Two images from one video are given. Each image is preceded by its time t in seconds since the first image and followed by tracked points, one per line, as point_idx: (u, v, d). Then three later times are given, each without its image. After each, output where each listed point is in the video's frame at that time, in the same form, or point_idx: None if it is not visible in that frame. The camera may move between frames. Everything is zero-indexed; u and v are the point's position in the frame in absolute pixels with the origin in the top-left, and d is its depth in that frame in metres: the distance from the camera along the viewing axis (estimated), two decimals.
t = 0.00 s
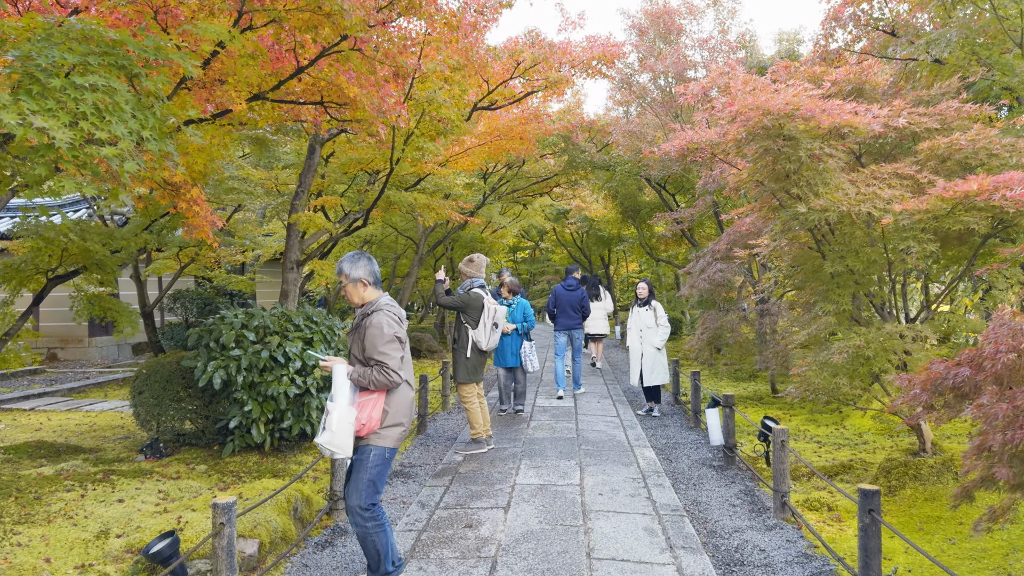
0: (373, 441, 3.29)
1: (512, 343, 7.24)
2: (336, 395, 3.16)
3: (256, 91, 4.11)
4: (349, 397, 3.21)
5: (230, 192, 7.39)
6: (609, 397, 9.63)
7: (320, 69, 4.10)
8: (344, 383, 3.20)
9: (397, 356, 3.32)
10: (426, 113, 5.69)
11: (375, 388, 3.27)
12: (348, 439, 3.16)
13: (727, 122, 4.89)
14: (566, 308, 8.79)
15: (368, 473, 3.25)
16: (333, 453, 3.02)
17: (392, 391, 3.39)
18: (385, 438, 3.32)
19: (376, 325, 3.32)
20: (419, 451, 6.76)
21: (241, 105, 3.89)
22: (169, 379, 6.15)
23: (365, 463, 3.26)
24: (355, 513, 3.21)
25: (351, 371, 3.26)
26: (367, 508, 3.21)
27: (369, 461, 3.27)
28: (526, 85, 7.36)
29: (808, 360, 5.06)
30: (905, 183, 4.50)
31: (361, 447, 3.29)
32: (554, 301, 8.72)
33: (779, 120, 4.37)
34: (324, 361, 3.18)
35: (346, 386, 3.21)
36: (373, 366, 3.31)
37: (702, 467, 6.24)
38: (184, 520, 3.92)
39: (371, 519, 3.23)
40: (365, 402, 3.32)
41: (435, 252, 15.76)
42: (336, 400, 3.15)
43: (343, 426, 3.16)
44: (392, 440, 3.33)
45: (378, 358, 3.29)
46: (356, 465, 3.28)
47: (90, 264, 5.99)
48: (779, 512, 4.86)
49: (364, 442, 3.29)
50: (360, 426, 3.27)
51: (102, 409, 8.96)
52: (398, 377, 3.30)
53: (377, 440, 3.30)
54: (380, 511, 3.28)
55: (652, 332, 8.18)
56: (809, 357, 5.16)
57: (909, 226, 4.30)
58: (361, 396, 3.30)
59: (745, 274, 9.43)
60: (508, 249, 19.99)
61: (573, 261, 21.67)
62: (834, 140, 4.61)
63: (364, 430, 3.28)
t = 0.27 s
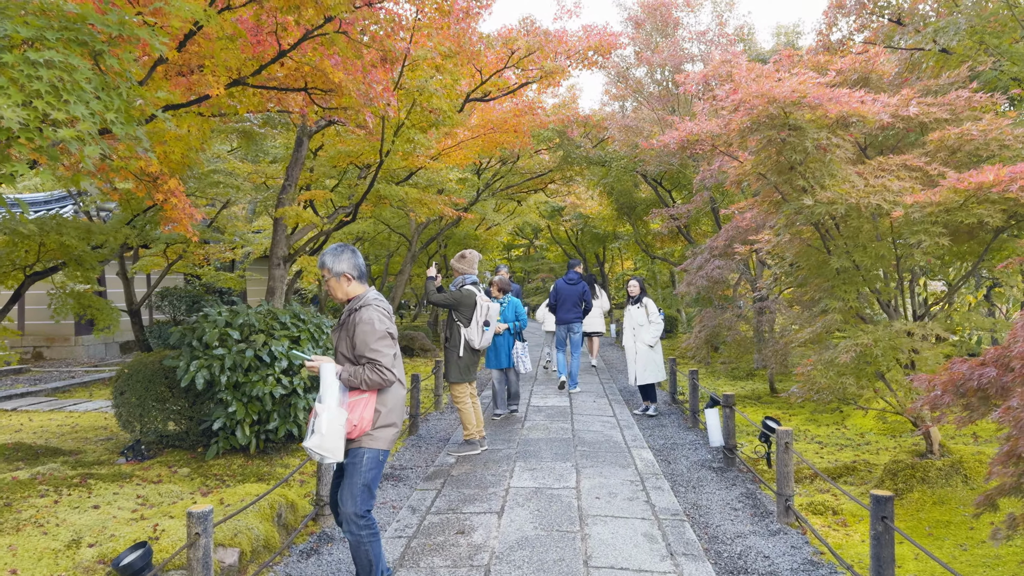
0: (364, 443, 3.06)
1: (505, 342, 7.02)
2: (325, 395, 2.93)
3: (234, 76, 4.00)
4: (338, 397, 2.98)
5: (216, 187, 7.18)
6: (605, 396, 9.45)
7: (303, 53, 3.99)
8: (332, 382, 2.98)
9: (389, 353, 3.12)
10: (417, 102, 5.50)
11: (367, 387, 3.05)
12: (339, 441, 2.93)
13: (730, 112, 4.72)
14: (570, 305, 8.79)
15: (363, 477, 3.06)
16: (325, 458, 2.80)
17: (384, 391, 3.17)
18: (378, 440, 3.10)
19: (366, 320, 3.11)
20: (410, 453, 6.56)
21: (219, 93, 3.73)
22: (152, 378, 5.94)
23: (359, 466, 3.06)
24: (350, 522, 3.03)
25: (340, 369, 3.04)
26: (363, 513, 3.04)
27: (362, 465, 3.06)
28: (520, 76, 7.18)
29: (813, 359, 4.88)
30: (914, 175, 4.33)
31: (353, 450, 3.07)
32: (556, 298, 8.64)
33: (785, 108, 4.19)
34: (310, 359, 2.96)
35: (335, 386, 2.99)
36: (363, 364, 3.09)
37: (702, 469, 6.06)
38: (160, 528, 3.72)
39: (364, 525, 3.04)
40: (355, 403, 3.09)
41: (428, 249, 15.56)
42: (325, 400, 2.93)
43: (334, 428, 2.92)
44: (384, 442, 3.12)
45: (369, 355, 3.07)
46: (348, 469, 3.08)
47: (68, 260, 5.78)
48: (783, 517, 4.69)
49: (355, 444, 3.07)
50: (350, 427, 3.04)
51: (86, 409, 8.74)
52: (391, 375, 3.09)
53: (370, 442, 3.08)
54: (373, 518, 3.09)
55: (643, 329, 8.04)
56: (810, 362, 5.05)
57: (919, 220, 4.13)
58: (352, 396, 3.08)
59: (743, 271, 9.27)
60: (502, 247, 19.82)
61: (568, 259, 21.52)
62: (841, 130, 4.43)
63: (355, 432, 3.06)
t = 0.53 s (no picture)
0: (354, 448, 2.75)
1: (497, 340, 6.80)
2: (313, 391, 2.62)
3: (210, 56, 3.84)
4: (327, 394, 2.67)
5: (200, 179, 6.94)
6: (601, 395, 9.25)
7: (283, 35, 3.81)
8: (321, 377, 2.66)
9: (382, 346, 2.80)
10: (406, 89, 5.29)
11: (358, 383, 2.73)
12: (328, 443, 2.62)
13: (734, 100, 4.52)
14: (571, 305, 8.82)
15: (354, 489, 2.78)
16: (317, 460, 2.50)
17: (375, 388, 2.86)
18: (368, 444, 2.78)
19: (356, 309, 2.78)
20: (401, 455, 6.34)
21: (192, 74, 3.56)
22: (130, 379, 5.69)
23: (351, 477, 2.77)
24: (342, 534, 2.78)
25: (327, 363, 2.71)
26: (357, 526, 2.78)
27: (353, 476, 2.77)
28: (514, 64, 6.96)
29: (820, 359, 4.69)
30: (927, 166, 4.14)
31: (343, 458, 2.76)
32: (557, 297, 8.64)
33: (795, 95, 3.99)
34: (296, 351, 2.63)
35: (324, 381, 2.67)
36: (352, 358, 2.76)
37: (702, 471, 5.86)
38: (132, 541, 3.48)
39: (356, 540, 2.79)
40: (344, 401, 2.77)
41: (420, 246, 15.35)
42: (312, 397, 2.61)
43: (322, 428, 2.62)
44: (376, 446, 2.81)
45: (360, 348, 2.75)
46: (337, 480, 2.78)
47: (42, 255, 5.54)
48: (789, 523, 4.49)
49: (344, 449, 2.75)
50: (339, 428, 2.72)
51: (67, 410, 8.48)
52: (385, 369, 2.78)
53: (360, 448, 2.76)
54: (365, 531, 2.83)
55: (637, 325, 7.85)
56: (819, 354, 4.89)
57: (933, 213, 3.94)
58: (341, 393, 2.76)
59: (741, 268, 9.09)
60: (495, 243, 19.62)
61: (561, 256, 21.34)
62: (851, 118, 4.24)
63: (343, 433, 2.74)
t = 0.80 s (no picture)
0: (325, 463, 2.56)
1: (489, 340, 6.65)
2: (283, 400, 2.43)
3: (182, 41, 3.74)
4: (299, 403, 2.48)
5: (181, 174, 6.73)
6: (594, 395, 9.08)
7: (260, 19, 3.71)
8: (293, 385, 2.47)
9: (362, 353, 2.61)
10: (392, 77, 5.11)
11: (333, 392, 2.55)
12: (296, 458, 2.45)
13: (734, 90, 4.35)
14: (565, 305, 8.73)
15: (328, 505, 2.60)
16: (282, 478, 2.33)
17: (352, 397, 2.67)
18: (341, 459, 2.60)
19: (336, 313, 2.60)
20: (388, 459, 6.14)
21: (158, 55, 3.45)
22: (106, 380, 5.48)
23: (323, 492, 2.58)
24: (319, 554, 2.61)
25: (301, 369, 2.52)
26: (335, 544, 2.62)
27: (327, 494, 2.59)
28: (504, 55, 6.78)
29: (822, 360, 4.53)
30: (935, 159, 3.97)
31: (315, 474, 2.57)
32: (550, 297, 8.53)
33: (799, 84, 3.84)
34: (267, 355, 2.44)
35: (296, 389, 2.48)
36: (329, 364, 2.58)
37: (698, 475, 5.68)
38: (98, 556, 3.27)
39: (334, 559, 2.63)
40: (317, 410, 2.58)
41: (410, 242, 15.15)
42: (282, 406, 2.43)
43: (290, 440, 2.44)
44: (350, 461, 2.62)
45: (338, 355, 2.57)
46: (310, 498, 2.59)
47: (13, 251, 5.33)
48: (790, 530, 4.32)
49: (315, 464, 2.56)
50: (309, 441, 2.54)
51: (45, 411, 8.23)
52: (363, 379, 2.60)
53: (332, 463, 2.57)
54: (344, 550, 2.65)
55: (627, 323, 7.67)
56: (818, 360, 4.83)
57: (942, 209, 3.77)
58: (314, 402, 2.58)
59: (736, 265, 8.93)
60: (486, 240, 19.42)
61: (553, 253, 21.17)
62: (857, 109, 4.07)
63: (314, 446, 2.55)
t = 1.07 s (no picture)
0: (290, 473, 2.47)
1: (485, 338, 6.46)
2: (243, 404, 2.34)
3: (144, 17, 3.58)
4: (260, 408, 2.39)
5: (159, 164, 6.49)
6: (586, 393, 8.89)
7: None
8: (254, 388, 2.38)
9: (331, 350, 2.51)
10: (376, 62, 4.93)
11: (298, 394, 2.45)
12: (255, 465, 2.35)
13: (734, 74, 4.16)
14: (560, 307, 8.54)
15: (297, 516, 2.52)
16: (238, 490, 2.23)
17: (319, 401, 2.58)
18: (307, 469, 2.51)
19: (303, 307, 2.49)
20: (373, 460, 5.94)
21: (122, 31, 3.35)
22: (78, 378, 5.24)
23: (291, 504, 2.51)
24: (291, 570, 2.52)
25: (264, 369, 2.42)
26: (307, 558, 2.54)
27: (296, 505, 2.52)
28: (493, 42, 6.58)
29: (824, 357, 4.34)
30: (944, 146, 3.78)
31: (280, 486, 2.49)
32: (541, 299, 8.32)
33: (804, 66, 3.65)
34: (226, 355, 2.34)
35: (257, 392, 2.39)
36: (295, 363, 2.48)
37: (693, 475, 5.50)
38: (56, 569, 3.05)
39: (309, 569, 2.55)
40: (281, 416, 2.49)
41: (400, 237, 14.93)
42: (242, 410, 2.34)
43: (250, 447, 2.34)
44: (314, 470, 2.53)
45: (304, 353, 2.46)
46: (277, 512, 2.51)
47: None
48: (791, 535, 4.13)
49: (279, 474, 2.47)
50: (271, 447, 2.44)
51: (20, 410, 7.97)
52: (333, 378, 2.49)
53: (296, 472, 2.48)
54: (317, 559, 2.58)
55: (618, 319, 7.47)
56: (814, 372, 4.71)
57: (953, 197, 3.59)
58: (278, 406, 2.48)
59: (731, 259, 8.75)
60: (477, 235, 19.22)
61: (545, 248, 20.99)
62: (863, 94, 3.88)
63: (277, 454, 2.45)
